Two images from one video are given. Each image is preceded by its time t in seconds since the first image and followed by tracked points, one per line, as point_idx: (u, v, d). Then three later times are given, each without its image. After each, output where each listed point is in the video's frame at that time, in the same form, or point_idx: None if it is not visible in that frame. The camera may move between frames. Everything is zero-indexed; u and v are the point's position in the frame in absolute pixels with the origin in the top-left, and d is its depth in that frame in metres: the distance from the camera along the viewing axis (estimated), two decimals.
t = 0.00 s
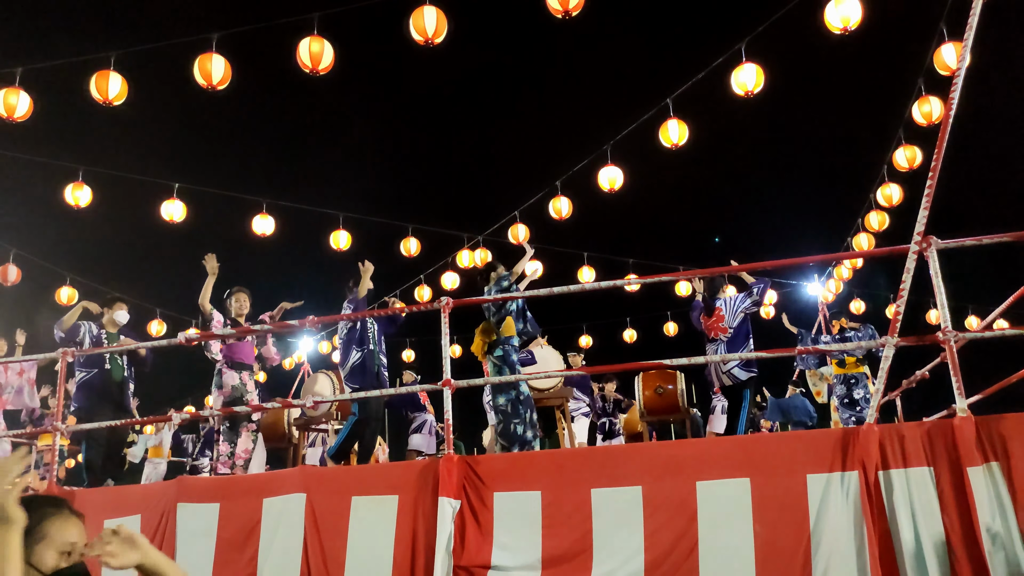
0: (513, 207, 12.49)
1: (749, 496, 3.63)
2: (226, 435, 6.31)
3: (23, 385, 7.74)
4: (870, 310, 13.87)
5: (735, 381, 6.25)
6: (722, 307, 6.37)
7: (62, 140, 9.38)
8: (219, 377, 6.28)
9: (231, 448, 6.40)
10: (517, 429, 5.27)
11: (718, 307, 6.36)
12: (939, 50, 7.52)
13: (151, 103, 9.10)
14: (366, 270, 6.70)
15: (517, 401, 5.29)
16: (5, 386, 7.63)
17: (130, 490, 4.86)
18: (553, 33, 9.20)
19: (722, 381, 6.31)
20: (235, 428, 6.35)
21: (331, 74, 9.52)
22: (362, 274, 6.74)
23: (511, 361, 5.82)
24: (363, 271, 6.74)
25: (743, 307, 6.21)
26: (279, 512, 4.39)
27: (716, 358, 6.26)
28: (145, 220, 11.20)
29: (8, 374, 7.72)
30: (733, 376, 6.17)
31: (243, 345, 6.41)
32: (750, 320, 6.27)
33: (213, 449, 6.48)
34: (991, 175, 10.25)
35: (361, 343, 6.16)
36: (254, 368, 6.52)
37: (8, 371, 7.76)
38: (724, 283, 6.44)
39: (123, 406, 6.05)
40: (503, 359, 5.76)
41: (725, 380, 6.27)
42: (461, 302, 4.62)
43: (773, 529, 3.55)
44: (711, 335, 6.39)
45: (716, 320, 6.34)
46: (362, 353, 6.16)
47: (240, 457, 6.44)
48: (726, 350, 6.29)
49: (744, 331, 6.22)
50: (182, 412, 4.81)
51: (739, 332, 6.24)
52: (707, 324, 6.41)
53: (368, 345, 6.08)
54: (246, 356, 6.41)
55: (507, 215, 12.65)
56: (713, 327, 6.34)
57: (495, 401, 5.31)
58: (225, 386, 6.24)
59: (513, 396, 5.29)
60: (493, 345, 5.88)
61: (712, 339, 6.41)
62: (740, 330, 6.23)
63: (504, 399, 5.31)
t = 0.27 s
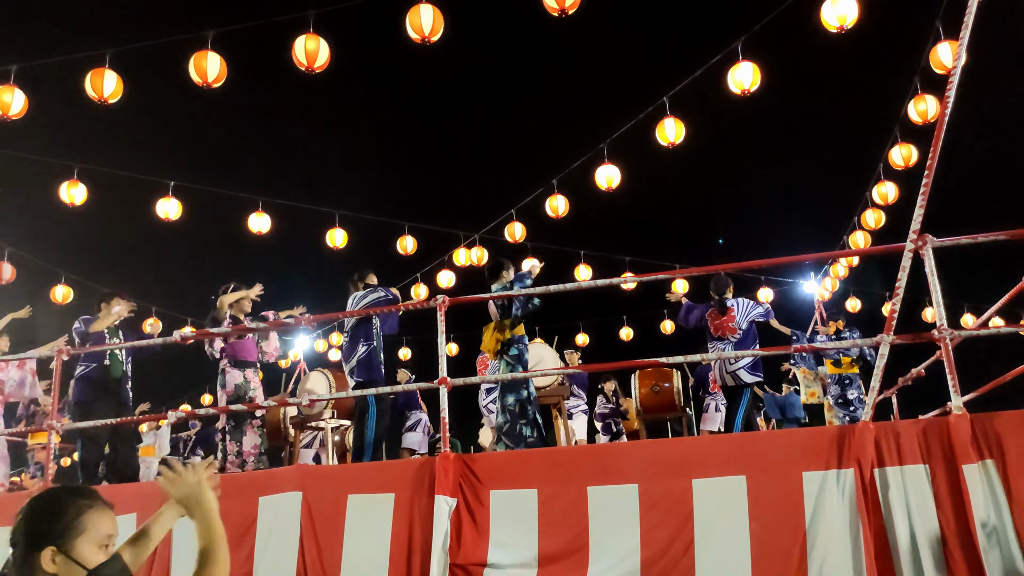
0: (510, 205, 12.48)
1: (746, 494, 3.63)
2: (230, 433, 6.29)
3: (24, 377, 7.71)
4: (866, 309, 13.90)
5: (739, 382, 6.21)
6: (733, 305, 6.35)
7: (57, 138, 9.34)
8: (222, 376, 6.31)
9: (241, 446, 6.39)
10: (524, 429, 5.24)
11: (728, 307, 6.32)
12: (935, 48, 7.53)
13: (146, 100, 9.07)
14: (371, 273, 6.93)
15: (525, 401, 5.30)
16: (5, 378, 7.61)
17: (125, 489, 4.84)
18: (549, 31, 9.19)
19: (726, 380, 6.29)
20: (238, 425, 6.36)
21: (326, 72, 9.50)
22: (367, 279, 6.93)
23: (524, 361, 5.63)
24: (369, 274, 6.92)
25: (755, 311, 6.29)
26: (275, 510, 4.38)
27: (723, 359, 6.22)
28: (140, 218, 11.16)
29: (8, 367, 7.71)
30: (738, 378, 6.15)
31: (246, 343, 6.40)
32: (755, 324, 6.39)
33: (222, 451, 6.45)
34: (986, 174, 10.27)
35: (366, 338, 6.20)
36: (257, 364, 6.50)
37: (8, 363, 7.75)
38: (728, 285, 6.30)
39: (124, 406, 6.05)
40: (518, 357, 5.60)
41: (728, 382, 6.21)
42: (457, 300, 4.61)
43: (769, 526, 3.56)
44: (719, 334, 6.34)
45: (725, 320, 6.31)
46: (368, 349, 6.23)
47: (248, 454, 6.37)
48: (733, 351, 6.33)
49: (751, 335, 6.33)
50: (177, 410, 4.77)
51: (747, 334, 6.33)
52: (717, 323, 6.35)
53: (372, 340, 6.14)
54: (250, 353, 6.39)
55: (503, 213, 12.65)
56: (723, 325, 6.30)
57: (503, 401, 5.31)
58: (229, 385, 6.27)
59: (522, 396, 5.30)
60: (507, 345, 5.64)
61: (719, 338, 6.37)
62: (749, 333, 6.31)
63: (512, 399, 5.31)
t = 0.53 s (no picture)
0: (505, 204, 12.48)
1: (739, 494, 3.64)
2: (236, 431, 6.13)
3: (27, 374, 7.77)
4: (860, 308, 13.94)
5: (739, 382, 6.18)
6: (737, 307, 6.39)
7: (51, 135, 9.31)
8: (228, 374, 6.23)
9: (240, 445, 6.19)
10: (526, 427, 5.13)
11: (732, 307, 6.35)
12: (929, 49, 7.54)
13: (141, 98, 9.04)
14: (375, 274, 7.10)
15: (532, 399, 5.14)
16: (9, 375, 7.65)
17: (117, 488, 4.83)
18: (544, 30, 9.18)
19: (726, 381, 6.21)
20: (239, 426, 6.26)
21: (322, 70, 9.47)
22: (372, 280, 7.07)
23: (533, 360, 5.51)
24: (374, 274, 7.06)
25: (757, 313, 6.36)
26: (269, 509, 4.38)
27: (725, 359, 6.18)
28: (134, 216, 11.13)
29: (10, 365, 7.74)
30: (741, 378, 6.11)
31: (252, 342, 6.34)
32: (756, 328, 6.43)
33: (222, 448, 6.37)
34: (980, 174, 10.31)
35: (375, 338, 6.21)
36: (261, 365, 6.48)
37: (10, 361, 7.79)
38: (732, 285, 6.33)
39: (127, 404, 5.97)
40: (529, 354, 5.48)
41: (729, 381, 6.16)
42: (451, 299, 4.60)
43: (762, 525, 3.57)
44: (721, 333, 6.37)
45: (728, 320, 6.34)
46: (375, 349, 6.25)
47: (248, 453, 6.15)
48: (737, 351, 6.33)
49: (753, 336, 6.38)
50: (171, 409, 4.73)
51: (749, 334, 6.36)
52: (719, 323, 6.38)
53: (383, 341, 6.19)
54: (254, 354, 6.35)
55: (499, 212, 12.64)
56: (727, 325, 6.33)
57: (511, 397, 5.12)
58: (234, 383, 6.19)
59: (530, 393, 5.12)
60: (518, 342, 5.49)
61: (721, 337, 6.38)
62: (751, 334, 6.35)
63: (520, 395, 5.13)
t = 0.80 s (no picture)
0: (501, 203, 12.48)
1: (734, 492, 3.65)
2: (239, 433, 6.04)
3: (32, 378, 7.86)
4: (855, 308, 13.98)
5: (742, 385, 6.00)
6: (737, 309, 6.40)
7: (46, 133, 9.28)
8: (233, 374, 6.24)
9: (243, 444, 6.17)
10: (533, 422, 5.31)
11: (732, 309, 6.35)
12: (925, 49, 7.56)
13: (136, 96, 9.01)
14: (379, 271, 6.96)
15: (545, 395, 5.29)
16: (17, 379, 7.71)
17: (113, 486, 4.82)
18: (541, 29, 9.18)
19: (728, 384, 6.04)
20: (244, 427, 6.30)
21: (318, 69, 9.46)
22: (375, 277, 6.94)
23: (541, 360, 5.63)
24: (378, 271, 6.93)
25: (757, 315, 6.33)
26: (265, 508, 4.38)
27: (727, 362, 6.06)
28: (129, 214, 11.09)
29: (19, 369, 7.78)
30: (743, 381, 5.95)
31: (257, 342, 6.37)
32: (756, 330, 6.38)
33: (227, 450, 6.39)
34: (975, 174, 10.34)
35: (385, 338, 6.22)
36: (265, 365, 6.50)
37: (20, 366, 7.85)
38: (734, 287, 6.35)
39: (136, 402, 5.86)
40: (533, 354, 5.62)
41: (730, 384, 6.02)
42: (447, 297, 4.60)
43: (757, 523, 3.58)
44: (722, 335, 6.35)
45: (729, 321, 6.35)
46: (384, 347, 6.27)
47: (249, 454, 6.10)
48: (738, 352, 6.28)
49: (753, 337, 6.33)
50: (167, 407, 4.69)
51: (749, 335, 6.31)
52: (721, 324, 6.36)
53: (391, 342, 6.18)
54: (258, 354, 6.36)
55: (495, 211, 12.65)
56: (727, 326, 6.32)
57: (525, 395, 5.27)
58: (240, 382, 6.21)
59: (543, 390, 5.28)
60: (524, 342, 5.62)
61: (722, 339, 6.36)
62: (751, 336, 6.31)
63: (534, 394, 5.27)
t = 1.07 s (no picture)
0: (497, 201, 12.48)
1: (728, 490, 3.65)
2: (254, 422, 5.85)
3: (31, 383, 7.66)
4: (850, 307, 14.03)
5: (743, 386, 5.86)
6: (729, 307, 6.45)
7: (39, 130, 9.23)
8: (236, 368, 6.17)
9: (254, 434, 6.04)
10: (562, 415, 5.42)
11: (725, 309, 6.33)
12: (920, 49, 7.57)
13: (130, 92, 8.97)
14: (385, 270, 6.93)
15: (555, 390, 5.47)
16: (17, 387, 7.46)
17: (108, 484, 4.81)
18: (537, 27, 9.16)
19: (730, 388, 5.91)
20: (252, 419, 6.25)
21: (314, 66, 9.43)
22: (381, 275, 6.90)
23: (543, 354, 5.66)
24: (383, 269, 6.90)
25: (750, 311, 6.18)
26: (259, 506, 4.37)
27: (727, 361, 5.96)
28: (123, 211, 11.05)
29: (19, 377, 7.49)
30: (744, 379, 5.82)
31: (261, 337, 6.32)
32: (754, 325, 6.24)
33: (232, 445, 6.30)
34: (969, 174, 10.38)
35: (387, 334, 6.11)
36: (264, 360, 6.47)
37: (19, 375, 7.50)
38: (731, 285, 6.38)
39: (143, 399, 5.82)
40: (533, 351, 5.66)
41: (732, 384, 5.87)
42: (443, 295, 4.59)
43: (750, 522, 3.59)
44: (718, 335, 6.50)
45: (722, 322, 6.39)
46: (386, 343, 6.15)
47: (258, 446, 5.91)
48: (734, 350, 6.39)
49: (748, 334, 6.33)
50: (160, 405, 4.66)
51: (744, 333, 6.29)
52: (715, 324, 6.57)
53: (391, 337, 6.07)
54: (258, 348, 6.32)
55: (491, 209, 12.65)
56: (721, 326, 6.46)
57: (536, 390, 5.42)
58: (247, 374, 6.14)
59: (553, 385, 5.46)
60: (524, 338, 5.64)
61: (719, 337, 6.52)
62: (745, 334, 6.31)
63: (543, 387, 5.42)
